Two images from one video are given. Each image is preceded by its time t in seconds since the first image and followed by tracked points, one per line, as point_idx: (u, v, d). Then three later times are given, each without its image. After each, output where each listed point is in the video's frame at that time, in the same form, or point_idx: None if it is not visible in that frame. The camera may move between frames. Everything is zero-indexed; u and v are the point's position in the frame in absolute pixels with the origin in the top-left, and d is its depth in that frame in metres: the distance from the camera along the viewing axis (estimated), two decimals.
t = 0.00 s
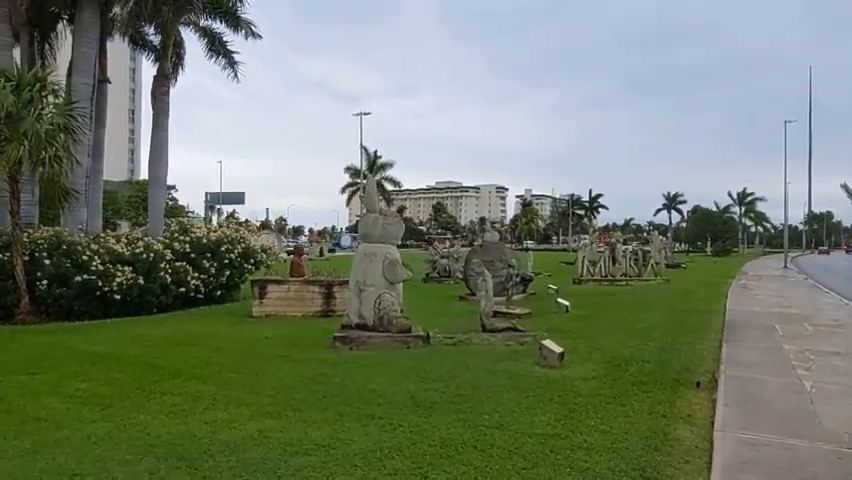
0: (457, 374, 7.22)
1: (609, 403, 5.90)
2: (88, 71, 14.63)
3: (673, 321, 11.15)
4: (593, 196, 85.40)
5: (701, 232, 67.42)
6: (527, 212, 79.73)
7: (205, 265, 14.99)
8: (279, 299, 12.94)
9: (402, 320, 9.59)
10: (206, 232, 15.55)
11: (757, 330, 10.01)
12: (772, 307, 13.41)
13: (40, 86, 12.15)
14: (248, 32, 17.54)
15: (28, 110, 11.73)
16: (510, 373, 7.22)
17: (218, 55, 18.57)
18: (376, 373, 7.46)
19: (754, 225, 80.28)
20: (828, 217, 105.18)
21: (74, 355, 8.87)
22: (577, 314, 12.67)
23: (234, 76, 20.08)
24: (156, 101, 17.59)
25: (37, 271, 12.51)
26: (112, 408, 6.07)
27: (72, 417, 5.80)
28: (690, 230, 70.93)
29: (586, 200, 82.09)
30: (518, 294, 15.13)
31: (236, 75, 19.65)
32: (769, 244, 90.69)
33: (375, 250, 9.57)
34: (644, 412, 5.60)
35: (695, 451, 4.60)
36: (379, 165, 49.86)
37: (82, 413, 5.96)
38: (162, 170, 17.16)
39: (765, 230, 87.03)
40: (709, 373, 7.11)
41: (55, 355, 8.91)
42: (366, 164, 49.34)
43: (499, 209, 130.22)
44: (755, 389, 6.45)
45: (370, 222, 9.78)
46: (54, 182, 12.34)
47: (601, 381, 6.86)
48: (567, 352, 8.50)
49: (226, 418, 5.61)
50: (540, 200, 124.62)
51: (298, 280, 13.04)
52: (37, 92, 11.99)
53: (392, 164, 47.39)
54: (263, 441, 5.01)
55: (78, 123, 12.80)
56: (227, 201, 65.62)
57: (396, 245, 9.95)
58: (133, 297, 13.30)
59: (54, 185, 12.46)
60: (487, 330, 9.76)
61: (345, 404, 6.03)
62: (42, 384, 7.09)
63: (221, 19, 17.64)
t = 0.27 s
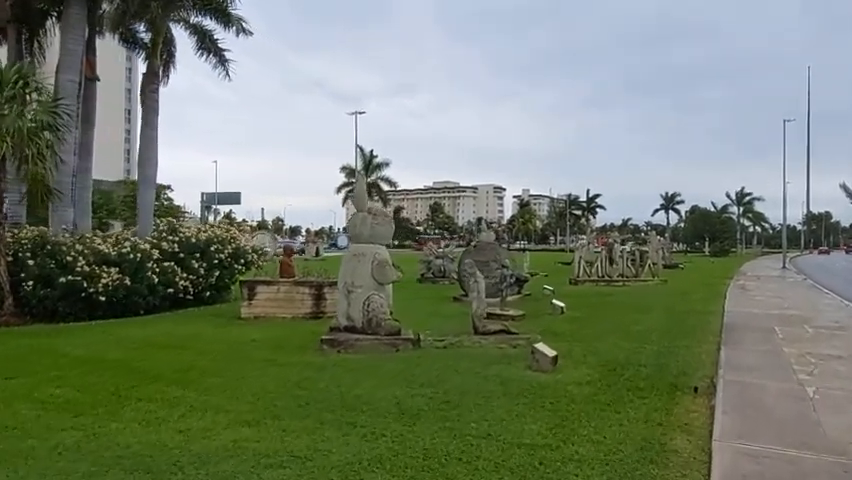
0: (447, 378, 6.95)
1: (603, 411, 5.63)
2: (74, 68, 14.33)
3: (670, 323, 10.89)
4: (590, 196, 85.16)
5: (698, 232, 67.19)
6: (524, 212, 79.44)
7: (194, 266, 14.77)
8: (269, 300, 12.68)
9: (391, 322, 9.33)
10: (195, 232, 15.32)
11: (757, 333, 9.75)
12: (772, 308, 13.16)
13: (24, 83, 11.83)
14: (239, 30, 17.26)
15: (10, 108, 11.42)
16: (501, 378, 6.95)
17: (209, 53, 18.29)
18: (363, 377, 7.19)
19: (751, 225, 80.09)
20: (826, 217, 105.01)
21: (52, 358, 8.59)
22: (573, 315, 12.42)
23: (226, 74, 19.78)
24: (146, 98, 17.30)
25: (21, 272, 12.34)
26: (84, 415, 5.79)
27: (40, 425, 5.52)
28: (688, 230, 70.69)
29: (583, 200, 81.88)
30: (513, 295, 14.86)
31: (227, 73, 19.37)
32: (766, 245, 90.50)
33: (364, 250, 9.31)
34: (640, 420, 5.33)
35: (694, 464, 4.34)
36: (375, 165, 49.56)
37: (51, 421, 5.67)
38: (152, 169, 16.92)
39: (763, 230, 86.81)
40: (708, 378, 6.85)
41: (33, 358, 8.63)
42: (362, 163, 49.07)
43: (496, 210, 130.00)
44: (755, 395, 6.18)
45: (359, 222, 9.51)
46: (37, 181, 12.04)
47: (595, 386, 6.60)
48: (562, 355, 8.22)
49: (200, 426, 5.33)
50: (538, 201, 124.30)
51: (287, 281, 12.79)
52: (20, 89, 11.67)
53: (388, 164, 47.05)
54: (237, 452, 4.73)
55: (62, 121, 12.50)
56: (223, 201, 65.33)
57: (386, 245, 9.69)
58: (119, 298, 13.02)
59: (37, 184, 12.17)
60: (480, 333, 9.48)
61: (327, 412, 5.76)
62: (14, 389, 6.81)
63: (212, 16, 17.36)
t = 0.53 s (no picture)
0: (435, 382, 6.70)
1: (597, 417, 5.38)
2: (60, 65, 14.03)
3: (667, 322, 10.64)
4: (588, 194, 84.91)
5: (696, 229, 66.96)
6: (522, 210, 79.18)
7: (183, 265, 14.53)
8: (258, 301, 12.42)
9: (381, 323, 9.07)
10: (185, 231, 15.09)
11: (756, 333, 9.50)
12: (771, 307, 12.92)
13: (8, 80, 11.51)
14: (229, 26, 16.97)
15: None
16: (491, 382, 6.69)
17: (200, 50, 18.01)
18: (349, 382, 6.93)
19: (749, 223, 79.90)
20: (824, 214, 104.84)
21: (30, 362, 8.33)
22: (568, 315, 12.16)
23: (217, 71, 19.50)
24: (135, 96, 17.03)
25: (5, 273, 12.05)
26: (54, 423, 5.52)
27: (7, 434, 5.25)
28: (686, 228, 70.45)
29: (581, 198, 81.64)
30: (508, 294, 14.60)
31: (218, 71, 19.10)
32: (764, 242, 90.31)
33: (352, 249, 9.07)
34: (635, 428, 5.08)
35: (691, 476, 4.08)
36: (371, 163, 49.28)
37: (19, 429, 5.41)
38: (142, 167, 16.71)
39: (761, 227, 86.60)
40: (706, 381, 6.59)
41: (11, 361, 8.37)
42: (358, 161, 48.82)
43: (494, 208, 129.77)
44: (755, 400, 5.93)
45: (347, 220, 9.25)
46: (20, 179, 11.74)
47: (589, 390, 6.34)
48: (556, 357, 7.97)
49: (174, 435, 5.07)
50: (535, 199, 124.08)
51: (277, 280, 12.54)
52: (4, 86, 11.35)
53: (384, 162, 46.79)
54: (209, 463, 4.47)
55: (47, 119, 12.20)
56: (220, 199, 65.04)
57: (375, 244, 9.45)
58: (106, 300, 12.81)
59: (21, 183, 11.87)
60: (472, 333, 9.21)
61: (308, 420, 5.50)
62: None
63: (202, 12, 17.07)
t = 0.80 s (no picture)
0: (424, 387, 6.44)
1: (591, 424, 5.13)
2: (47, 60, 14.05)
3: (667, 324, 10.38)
4: (590, 194, 84.64)
5: (698, 230, 66.67)
6: (523, 210, 78.96)
7: (174, 266, 14.65)
8: (249, 302, 12.17)
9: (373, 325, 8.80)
10: (177, 232, 15.17)
11: (757, 335, 9.24)
12: (773, 308, 12.65)
13: None
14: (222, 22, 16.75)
15: None
16: (483, 386, 6.44)
17: (193, 47, 17.79)
18: (335, 387, 6.68)
19: (752, 223, 79.56)
20: (826, 215, 104.48)
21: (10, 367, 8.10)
22: (567, 316, 11.90)
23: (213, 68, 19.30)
24: (126, 94, 16.85)
25: None
26: (22, 432, 5.28)
27: None
28: (687, 228, 70.16)
29: (582, 199, 81.38)
30: (505, 295, 14.33)
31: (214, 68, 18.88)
32: (767, 243, 89.99)
33: (343, 249, 8.79)
34: (630, 435, 4.83)
35: None
36: (372, 163, 49.04)
37: None
38: (134, 166, 16.70)
39: (764, 227, 86.26)
40: (706, 385, 6.33)
41: None
42: (358, 162, 48.60)
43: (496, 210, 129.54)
44: (757, 405, 5.66)
45: (338, 220, 8.98)
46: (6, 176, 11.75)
47: (584, 395, 6.08)
48: (551, 360, 7.72)
49: (146, 444, 4.82)
50: (537, 200, 123.81)
51: (269, 282, 12.29)
52: None
53: (384, 162, 46.43)
54: (179, 475, 4.22)
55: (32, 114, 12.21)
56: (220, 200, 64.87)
57: (366, 244, 9.18)
58: (92, 301, 13.01)
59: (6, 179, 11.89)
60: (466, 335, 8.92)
61: (287, 429, 5.26)
62: None
63: (193, 8, 16.85)
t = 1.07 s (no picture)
0: (418, 392, 6.20)
1: (589, 431, 4.89)
2: (40, 56, 14.52)
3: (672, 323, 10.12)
4: (598, 192, 84.26)
5: (705, 227, 66.27)
6: (530, 208, 78.65)
7: (172, 266, 14.60)
8: (247, 302, 11.97)
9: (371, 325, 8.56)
10: (175, 231, 15.11)
11: (765, 335, 8.97)
12: (781, 307, 12.36)
13: None
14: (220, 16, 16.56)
15: None
16: (479, 390, 6.20)
17: (194, 42, 17.61)
18: (325, 391, 6.45)
19: (760, 221, 79.06)
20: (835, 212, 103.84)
21: None
22: (571, 315, 11.64)
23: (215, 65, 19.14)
24: (125, 90, 16.72)
25: None
26: None
27: None
28: (695, 226, 69.75)
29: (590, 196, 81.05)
30: (508, 293, 14.08)
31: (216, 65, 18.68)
32: (775, 240, 89.47)
33: (340, 248, 8.54)
34: (630, 444, 4.58)
35: None
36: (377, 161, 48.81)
37: None
38: (132, 162, 16.55)
39: (773, 225, 85.70)
40: (711, 389, 6.06)
41: None
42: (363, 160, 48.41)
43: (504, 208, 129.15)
44: (764, 411, 5.40)
45: (335, 218, 8.72)
46: None
47: (584, 400, 5.83)
48: (551, 362, 7.47)
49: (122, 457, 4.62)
50: (545, 198, 123.44)
51: (268, 281, 12.08)
52: None
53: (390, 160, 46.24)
54: None
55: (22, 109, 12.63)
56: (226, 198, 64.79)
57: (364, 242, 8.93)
58: (86, 301, 13.01)
59: None
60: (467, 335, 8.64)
61: (271, 438, 5.04)
62: None
63: (192, 3, 16.67)
